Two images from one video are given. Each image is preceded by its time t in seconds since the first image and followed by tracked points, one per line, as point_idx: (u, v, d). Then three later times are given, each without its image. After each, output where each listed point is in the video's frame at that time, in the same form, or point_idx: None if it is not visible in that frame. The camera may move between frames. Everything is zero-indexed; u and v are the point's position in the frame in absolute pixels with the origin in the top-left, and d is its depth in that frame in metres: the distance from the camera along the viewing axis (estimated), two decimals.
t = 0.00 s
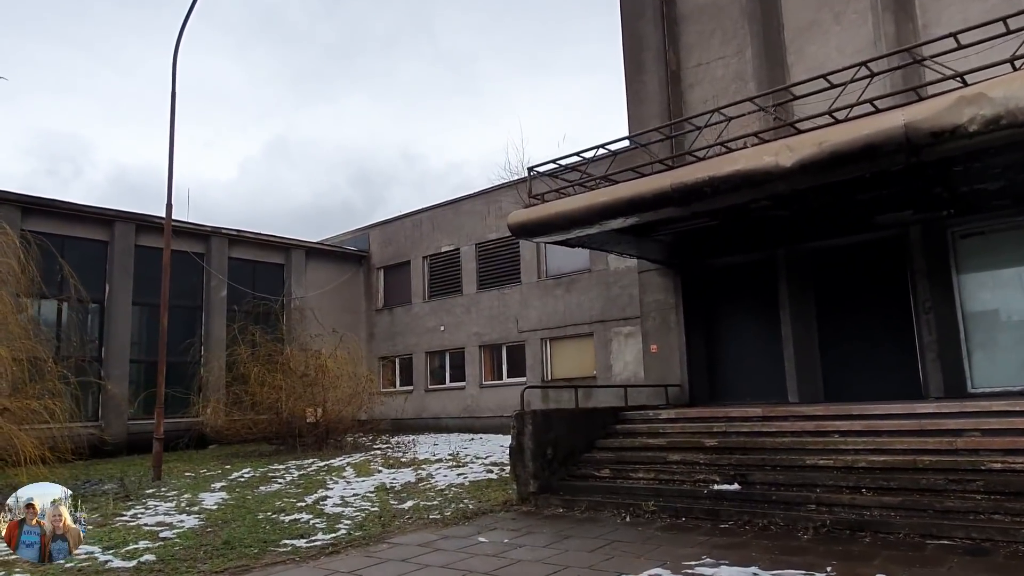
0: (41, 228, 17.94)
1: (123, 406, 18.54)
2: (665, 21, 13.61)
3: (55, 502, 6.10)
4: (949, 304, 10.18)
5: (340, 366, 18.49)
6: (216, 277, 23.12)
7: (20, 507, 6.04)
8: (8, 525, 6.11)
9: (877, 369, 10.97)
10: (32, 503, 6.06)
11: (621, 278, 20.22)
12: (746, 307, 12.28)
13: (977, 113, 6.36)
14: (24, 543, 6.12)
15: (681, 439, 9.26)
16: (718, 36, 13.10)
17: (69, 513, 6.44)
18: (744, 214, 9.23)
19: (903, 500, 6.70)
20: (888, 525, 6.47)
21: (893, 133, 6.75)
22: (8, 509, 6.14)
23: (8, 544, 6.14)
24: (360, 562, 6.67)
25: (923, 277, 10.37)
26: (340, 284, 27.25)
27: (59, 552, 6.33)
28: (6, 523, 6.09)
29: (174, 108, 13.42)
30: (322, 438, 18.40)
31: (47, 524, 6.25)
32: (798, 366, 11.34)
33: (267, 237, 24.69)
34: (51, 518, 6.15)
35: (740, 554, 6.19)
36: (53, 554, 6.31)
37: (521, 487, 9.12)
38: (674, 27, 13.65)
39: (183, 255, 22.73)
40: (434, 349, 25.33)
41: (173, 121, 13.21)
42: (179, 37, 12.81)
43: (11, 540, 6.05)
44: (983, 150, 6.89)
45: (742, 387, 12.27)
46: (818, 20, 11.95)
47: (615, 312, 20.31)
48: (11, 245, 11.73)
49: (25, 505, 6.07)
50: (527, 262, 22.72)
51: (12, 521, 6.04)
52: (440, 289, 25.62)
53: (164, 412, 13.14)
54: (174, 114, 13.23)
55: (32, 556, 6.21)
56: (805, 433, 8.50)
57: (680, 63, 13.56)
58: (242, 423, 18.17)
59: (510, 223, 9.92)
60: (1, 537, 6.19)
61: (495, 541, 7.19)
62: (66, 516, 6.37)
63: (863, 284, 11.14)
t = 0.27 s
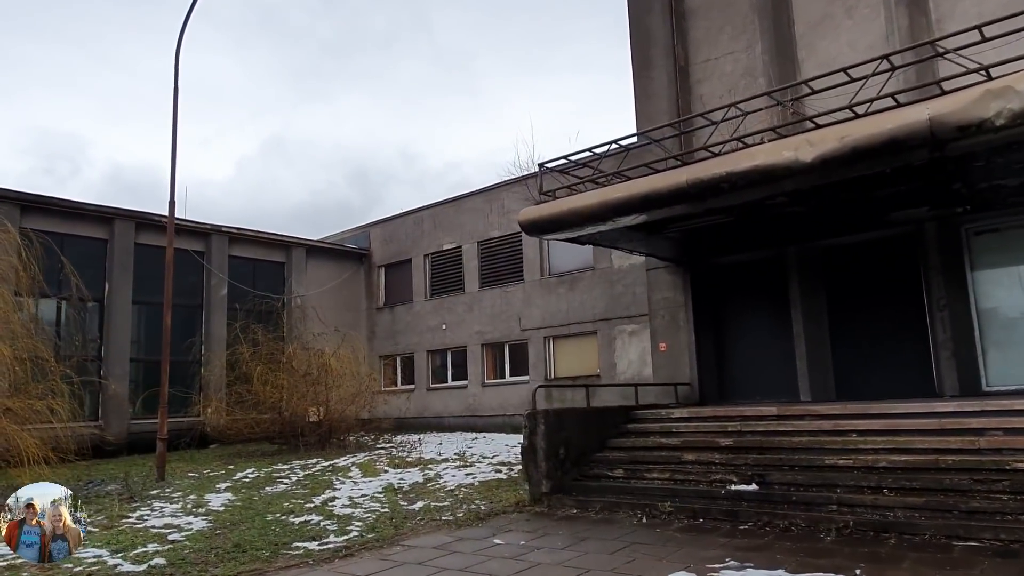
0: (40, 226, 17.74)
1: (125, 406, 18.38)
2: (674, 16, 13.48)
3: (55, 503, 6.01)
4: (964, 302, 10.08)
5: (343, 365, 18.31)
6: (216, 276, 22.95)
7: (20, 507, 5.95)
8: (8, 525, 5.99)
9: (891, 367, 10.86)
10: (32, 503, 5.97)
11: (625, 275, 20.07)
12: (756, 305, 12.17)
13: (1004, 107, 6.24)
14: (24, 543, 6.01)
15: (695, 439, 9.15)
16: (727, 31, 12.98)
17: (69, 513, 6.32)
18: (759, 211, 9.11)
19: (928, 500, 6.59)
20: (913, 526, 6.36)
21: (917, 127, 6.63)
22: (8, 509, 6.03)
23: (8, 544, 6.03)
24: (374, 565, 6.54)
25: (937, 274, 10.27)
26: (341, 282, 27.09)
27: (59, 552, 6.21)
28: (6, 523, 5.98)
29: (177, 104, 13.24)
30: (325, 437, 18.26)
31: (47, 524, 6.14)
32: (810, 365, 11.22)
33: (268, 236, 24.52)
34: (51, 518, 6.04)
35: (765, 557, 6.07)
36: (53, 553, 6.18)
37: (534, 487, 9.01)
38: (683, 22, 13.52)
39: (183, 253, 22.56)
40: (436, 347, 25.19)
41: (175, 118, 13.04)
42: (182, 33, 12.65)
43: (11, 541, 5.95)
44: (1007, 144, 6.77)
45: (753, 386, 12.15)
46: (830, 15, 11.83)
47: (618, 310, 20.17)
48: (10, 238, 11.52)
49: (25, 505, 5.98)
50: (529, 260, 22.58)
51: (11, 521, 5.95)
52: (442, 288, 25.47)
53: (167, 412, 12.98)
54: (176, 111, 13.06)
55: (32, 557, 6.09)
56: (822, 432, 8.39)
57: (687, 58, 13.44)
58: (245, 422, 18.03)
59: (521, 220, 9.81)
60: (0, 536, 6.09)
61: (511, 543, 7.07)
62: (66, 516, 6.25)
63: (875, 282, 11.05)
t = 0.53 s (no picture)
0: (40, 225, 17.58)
1: (126, 405, 18.26)
2: (681, 13, 13.40)
3: (55, 503, 5.89)
4: (978, 300, 9.99)
5: (347, 364, 18.18)
6: (217, 275, 22.80)
7: (20, 507, 5.84)
8: (8, 525, 5.89)
9: (902, 367, 10.77)
10: (33, 504, 5.87)
11: (629, 275, 19.96)
12: (766, 303, 12.09)
13: None
14: (23, 544, 5.92)
15: (708, 439, 9.05)
16: (735, 28, 12.90)
17: (69, 513, 6.21)
18: (772, 208, 9.01)
19: (949, 500, 6.50)
20: (936, 526, 6.27)
21: (937, 122, 6.54)
22: (8, 509, 5.93)
23: (8, 544, 5.94)
24: (387, 566, 6.43)
25: (950, 272, 10.19)
26: (342, 281, 26.97)
27: (59, 552, 6.10)
28: (5, 523, 5.88)
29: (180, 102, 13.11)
30: (327, 438, 18.15)
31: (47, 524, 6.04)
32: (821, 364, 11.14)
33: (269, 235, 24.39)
34: (51, 518, 5.92)
35: (787, 558, 5.97)
36: (53, 553, 6.09)
37: (545, 488, 8.90)
38: (690, 19, 13.44)
39: (183, 252, 22.43)
40: (438, 347, 25.06)
41: (179, 115, 12.93)
42: (186, 30, 12.55)
43: (11, 541, 5.85)
44: None
45: (762, 385, 12.06)
46: (840, 11, 11.75)
47: (622, 310, 20.05)
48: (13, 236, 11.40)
49: (25, 505, 5.88)
50: (532, 259, 22.47)
51: (11, 521, 5.85)
52: (443, 287, 25.36)
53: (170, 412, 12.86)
54: (180, 109, 12.95)
55: (32, 557, 6.00)
56: (837, 432, 8.30)
57: (695, 56, 13.36)
58: (247, 422, 17.91)
59: (531, 218, 9.74)
60: None
61: (526, 545, 6.97)
62: (66, 516, 6.14)
63: (886, 280, 10.97)
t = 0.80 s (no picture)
0: (39, 223, 17.42)
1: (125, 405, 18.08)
2: (688, 9, 13.30)
3: (55, 503, 5.73)
4: (990, 298, 9.90)
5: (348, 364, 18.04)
6: (217, 274, 22.63)
7: (20, 507, 5.69)
8: (7, 524, 5.73)
9: (913, 365, 10.68)
10: (32, 504, 5.72)
11: (632, 274, 19.86)
12: (774, 302, 12.01)
13: None
14: (24, 544, 5.76)
15: (719, 438, 8.95)
16: (743, 25, 12.80)
17: (69, 513, 6.03)
18: (785, 205, 8.91)
19: (971, 500, 6.39)
20: (958, 526, 6.16)
21: (960, 116, 6.45)
22: (8, 509, 5.78)
23: (7, 545, 5.78)
24: (400, 567, 6.30)
25: (962, 270, 10.10)
26: (342, 281, 26.81)
27: (59, 552, 5.94)
28: (5, 523, 5.72)
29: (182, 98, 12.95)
30: (329, 437, 18.01)
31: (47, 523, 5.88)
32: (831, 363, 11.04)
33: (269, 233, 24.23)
34: (51, 519, 5.76)
35: (809, 558, 5.86)
36: (53, 553, 5.92)
37: (556, 487, 8.79)
38: (698, 16, 13.35)
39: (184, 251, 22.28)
40: (439, 347, 24.93)
41: (182, 111, 12.76)
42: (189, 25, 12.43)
43: (11, 542, 5.68)
44: None
45: (771, 385, 11.96)
46: (849, 8, 11.66)
47: (625, 309, 19.95)
48: (10, 231, 11.17)
49: (25, 505, 5.72)
50: (534, 259, 22.36)
51: (11, 521, 5.68)
52: (445, 286, 25.22)
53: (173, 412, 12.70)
54: (183, 104, 12.78)
55: (32, 557, 5.84)
56: (852, 431, 8.21)
57: (703, 53, 13.26)
58: (248, 422, 17.71)
59: (541, 214, 9.66)
60: None
61: (540, 545, 6.85)
62: (66, 516, 5.96)
63: (897, 278, 10.89)
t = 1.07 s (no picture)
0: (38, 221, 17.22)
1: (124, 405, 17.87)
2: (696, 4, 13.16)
3: (55, 503, 5.64)
4: (1006, 296, 9.78)
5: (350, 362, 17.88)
6: (216, 272, 22.44)
7: (19, 507, 5.60)
8: (6, 525, 5.64)
9: (926, 364, 10.58)
10: (32, 504, 5.62)
11: (635, 272, 19.73)
12: (784, 300, 11.90)
13: None
14: (24, 543, 5.69)
15: (733, 438, 8.83)
16: (751, 20, 12.66)
17: (70, 512, 5.97)
18: (800, 202, 8.78)
19: (997, 501, 6.27)
20: (985, 528, 6.05)
21: (984, 111, 6.33)
22: (6, 508, 5.71)
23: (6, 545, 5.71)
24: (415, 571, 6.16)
25: (977, 267, 9.99)
26: (342, 278, 26.63)
27: (59, 552, 5.88)
28: (3, 523, 5.63)
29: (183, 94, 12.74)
30: (331, 437, 17.86)
31: (46, 523, 5.81)
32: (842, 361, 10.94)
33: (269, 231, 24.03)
34: (51, 519, 5.69)
35: (834, 561, 5.74)
36: (53, 554, 5.87)
37: (568, 488, 8.66)
38: (705, 11, 13.20)
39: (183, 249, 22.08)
40: (440, 346, 24.78)
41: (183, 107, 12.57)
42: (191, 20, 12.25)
43: (10, 542, 5.60)
44: None
45: (781, 383, 11.85)
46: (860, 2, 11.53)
47: (628, 307, 19.83)
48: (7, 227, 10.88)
49: (24, 505, 5.63)
50: (536, 257, 22.21)
51: (11, 521, 5.61)
52: (446, 284, 25.07)
53: (175, 412, 12.52)
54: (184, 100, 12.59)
55: (32, 558, 5.78)
56: (869, 430, 8.09)
57: (711, 48, 13.12)
58: (251, 420, 17.42)
59: (552, 210, 9.56)
60: None
61: (557, 548, 6.71)
62: (66, 515, 5.90)
63: (910, 276, 10.79)
